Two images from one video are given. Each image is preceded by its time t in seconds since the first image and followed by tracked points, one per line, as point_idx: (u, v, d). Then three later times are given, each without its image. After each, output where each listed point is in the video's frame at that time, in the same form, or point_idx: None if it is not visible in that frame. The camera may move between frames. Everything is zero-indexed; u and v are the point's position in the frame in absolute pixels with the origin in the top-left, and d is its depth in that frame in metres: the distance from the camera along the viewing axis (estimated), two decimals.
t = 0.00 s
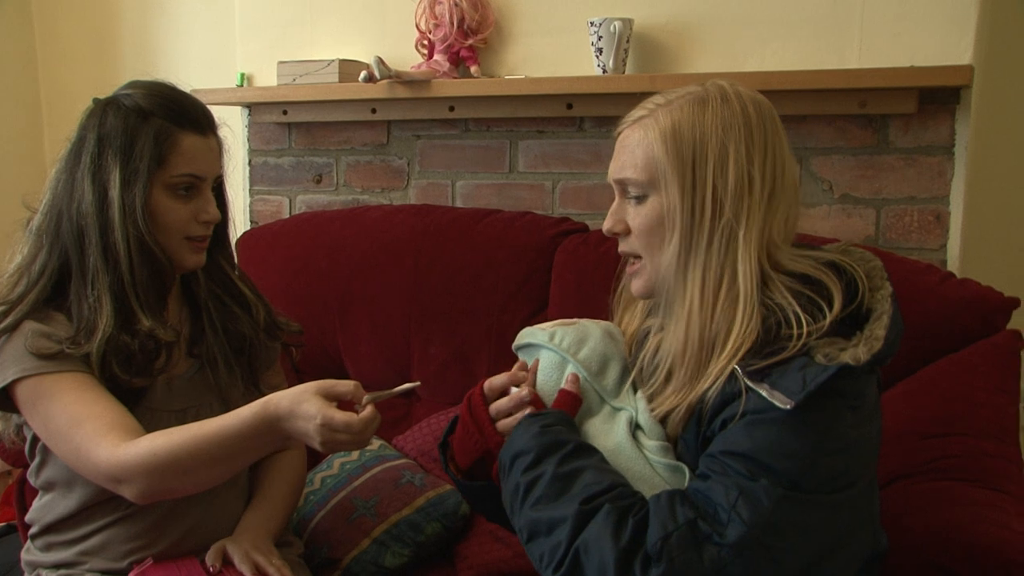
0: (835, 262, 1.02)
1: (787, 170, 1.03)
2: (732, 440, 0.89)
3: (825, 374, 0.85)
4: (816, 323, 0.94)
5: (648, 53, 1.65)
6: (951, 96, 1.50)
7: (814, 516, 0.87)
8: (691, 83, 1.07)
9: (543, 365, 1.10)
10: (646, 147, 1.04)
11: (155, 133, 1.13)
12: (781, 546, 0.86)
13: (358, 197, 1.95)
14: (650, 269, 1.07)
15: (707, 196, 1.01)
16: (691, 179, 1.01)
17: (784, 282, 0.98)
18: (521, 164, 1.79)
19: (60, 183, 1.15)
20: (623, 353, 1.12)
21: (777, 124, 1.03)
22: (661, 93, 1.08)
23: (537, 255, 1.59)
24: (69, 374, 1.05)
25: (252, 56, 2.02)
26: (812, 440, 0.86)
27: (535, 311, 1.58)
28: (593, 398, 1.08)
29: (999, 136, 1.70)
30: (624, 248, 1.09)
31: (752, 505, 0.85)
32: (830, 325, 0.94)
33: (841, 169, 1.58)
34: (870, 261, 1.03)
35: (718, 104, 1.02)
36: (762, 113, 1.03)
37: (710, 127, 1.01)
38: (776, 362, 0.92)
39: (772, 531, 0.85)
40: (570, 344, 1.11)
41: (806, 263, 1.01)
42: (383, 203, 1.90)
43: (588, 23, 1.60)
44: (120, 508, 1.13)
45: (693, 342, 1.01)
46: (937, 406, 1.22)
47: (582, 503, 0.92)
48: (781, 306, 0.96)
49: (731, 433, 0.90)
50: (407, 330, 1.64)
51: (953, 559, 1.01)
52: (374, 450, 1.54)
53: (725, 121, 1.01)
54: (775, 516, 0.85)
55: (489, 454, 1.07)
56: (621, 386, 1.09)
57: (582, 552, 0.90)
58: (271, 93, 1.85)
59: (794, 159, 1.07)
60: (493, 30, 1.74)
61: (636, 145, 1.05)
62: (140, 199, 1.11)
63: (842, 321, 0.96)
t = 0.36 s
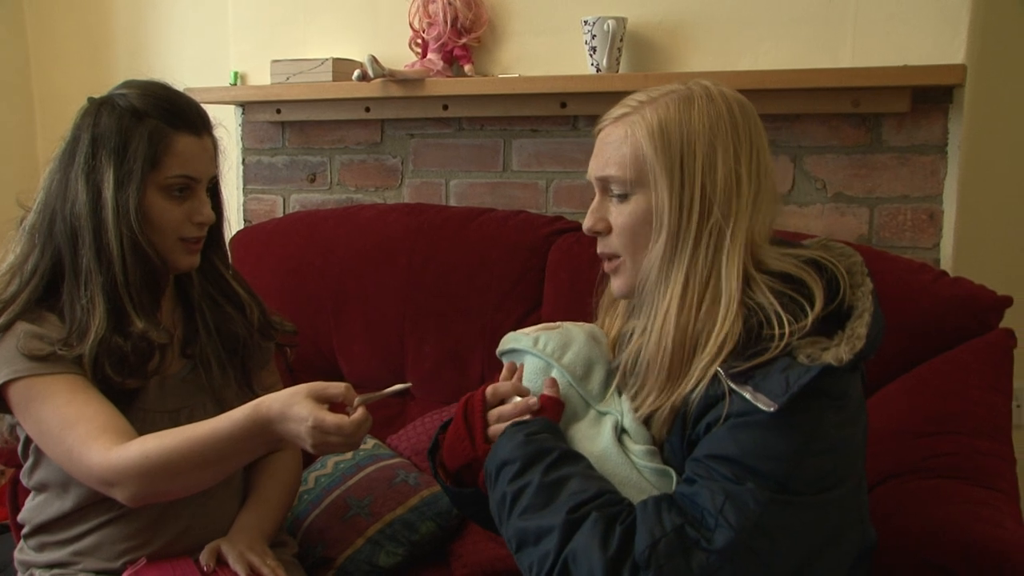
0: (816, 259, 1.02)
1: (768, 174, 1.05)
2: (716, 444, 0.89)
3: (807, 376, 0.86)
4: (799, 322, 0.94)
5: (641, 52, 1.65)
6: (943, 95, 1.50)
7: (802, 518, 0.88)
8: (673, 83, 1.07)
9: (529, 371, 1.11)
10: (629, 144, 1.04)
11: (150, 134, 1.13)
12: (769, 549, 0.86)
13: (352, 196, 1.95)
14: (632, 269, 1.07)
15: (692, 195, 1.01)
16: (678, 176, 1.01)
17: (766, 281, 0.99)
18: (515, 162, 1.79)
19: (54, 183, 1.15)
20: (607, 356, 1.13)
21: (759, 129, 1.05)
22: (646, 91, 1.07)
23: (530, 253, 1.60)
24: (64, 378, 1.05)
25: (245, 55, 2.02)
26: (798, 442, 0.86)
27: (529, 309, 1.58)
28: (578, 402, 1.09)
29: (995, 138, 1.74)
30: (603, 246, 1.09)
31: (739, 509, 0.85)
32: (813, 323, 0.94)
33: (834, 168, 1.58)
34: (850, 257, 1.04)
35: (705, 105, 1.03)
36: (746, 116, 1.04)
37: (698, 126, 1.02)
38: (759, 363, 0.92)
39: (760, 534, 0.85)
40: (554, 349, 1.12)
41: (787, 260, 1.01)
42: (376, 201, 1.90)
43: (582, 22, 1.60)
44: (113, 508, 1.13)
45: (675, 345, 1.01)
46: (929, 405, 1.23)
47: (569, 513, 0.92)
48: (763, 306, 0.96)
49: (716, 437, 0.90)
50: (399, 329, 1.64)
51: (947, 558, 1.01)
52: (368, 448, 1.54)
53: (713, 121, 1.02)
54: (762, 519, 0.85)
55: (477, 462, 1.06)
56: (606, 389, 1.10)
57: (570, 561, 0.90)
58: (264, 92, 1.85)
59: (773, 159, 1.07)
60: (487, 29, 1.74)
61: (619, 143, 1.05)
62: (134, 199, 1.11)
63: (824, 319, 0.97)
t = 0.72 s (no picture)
0: (815, 260, 1.02)
1: (765, 174, 1.03)
2: (716, 445, 0.89)
3: (808, 376, 0.86)
4: (799, 322, 0.94)
5: (641, 53, 1.65)
6: (942, 95, 1.50)
7: (802, 518, 0.88)
8: (671, 84, 1.07)
9: (530, 372, 1.12)
10: (624, 146, 1.04)
11: (148, 138, 1.13)
12: (769, 549, 0.86)
13: (352, 196, 1.95)
14: (628, 273, 1.06)
15: (687, 200, 1.01)
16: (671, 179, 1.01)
17: (762, 285, 0.99)
18: (515, 163, 1.79)
19: (53, 189, 1.15)
20: (607, 357, 1.13)
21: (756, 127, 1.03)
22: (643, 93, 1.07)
23: (530, 254, 1.59)
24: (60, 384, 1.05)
25: (245, 55, 2.02)
26: (798, 442, 0.86)
27: (529, 310, 1.58)
28: (579, 403, 1.09)
29: (996, 138, 1.74)
30: (598, 247, 1.09)
31: (739, 509, 0.85)
32: (813, 324, 0.94)
33: (834, 168, 1.58)
34: (850, 257, 1.03)
35: (699, 108, 1.02)
36: (742, 116, 1.03)
37: (691, 130, 1.01)
38: (759, 364, 0.92)
39: (761, 535, 0.85)
40: (554, 349, 1.12)
41: (787, 262, 1.01)
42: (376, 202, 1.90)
43: (582, 22, 1.60)
44: (111, 510, 1.13)
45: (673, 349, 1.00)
46: (929, 404, 1.23)
47: (570, 514, 0.92)
48: (762, 308, 0.97)
49: (716, 437, 0.90)
50: (399, 330, 1.64)
51: (946, 558, 1.01)
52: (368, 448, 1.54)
53: (706, 124, 1.01)
54: (763, 520, 0.85)
55: (478, 465, 1.06)
56: (606, 390, 1.11)
57: (572, 563, 0.90)
58: (264, 92, 1.85)
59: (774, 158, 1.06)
60: (487, 30, 1.74)
61: (615, 145, 1.05)
62: (134, 203, 1.11)
63: (824, 321, 0.97)
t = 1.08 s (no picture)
0: (821, 261, 1.02)
1: (777, 178, 1.04)
2: (720, 441, 0.89)
3: (811, 373, 0.86)
4: (804, 320, 0.94)
5: (642, 53, 1.65)
6: (943, 95, 1.50)
7: (805, 515, 0.88)
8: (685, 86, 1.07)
9: (533, 371, 1.12)
10: (636, 147, 1.04)
11: (137, 129, 1.13)
12: (772, 545, 0.86)
13: (353, 196, 1.95)
14: (633, 271, 1.07)
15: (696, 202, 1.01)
16: (681, 181, 1.01)
17: (768, 287, 0.99)
18: (515, 163, 1.79)
19: (42, 193, 1.15)
20: (610, 356, 1.14)
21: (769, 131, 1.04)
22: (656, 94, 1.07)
23: (531, 253, 1.59)
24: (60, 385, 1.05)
25: (246, 55, 2.02)
26: (801, 439, 0.87)
27: (529, 309, 1.58)
28: (582, 401, 1.09)
29: (996, 138, 1.74)
30: (606, 246, 1.10)
31: (742, 506, 0.85)
32: (818, 322, 0.94)
33: (835, 168, 1.58)
34: (854, 258, 1.03)
35: (712, 110, 1.02)
36: (755, 120, 1.03)
37: (704, 132, 1.01)
38: (763, 360, 0.92)
39: (763, 531, 0.85)
40: (558, 348, 1.12)
41: (793, 263, 1.01)
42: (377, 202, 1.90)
43: (583, 23, 1.60)
44: (111, 513, 1.13)
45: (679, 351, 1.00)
46: (930, 405, 1.23)
47: (574, 510, 0.92)
48: (766, 307, 0.97)
49: (720, 433, 0.90)
50: (400, 330, 1.64)
51: (947, 558, 1.01)
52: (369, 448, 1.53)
53: (719, 127, 1.01)
54: (766, 516, 0.85)
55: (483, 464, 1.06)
56: (610, 388, 1.11)
57: (574, 558, 0.90)
58: (265, 92, 1.85)
59: (784, 162, 1.06)
60: (487, 30, 1.75)
61: (627, 145, 1.05)
62: (121, 193, 1.11)
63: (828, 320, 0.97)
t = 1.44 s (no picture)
0: (827, 261, 1.01)
1: (786, 180, 1.03)
2: (724, 441, 0.89)
3: (817, 372, 0.86)
4: (811, 321, 0.94)
5: (644, 53, 1.65)
6: (946, 95, 1.50)
7: (809, 514, 0.88)
8: (694, 89, 1.07)
9: (536, 370, 1.12)
10: (644, 152, 1.04)
11: (143, 132, 1.12)
12: (777, 545, 0.86)
13: (355, 196, 1.95)
14: (643, 275, 1.07)
15: (704, 204, 1.01)
16: (689, 185, 1.01)
17: (776, 288, 0.98)
18: (518, 163, 1.79)
19: (49, 193, 1.15)
20: (614, 355, 1.14)
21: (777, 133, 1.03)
22: (664, 96, 1.07)
23: (535, 253, 1.59)
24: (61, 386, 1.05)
25: (249, 56, 2.02)
26: (806, 439, 0.86)
27: (532, 309, 1.58)
28: (586, 401, 1.09)
29: (999, 138, 1.74)
30: (615, 250, 1.09)
31: (748, 506, 0.85)
32: (824, 322, 0.94)
33: (837, 168, 1.58)
34: (860, 257, 1.03)
35: (721, 113, 1.02)
36: (763, 121, 1.03)
37: (712, 135, 1.01)
38: (768, 360, 0.92)
39: (768, 531, 0.85)
40: (561, 347, 1.12)
41: (801, 263, 1.00)
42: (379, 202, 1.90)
43: (586, 23, 1.60)
44: (113, 514, 1.13)
45: (687, 352, 1.00)
46: (933, 405, 1.22)
47: (578, 510, 0.92)
48: (772, 307, 0.96)
49: (725, 433, 0.90)
50: (404, 330, 1.64)
51: (949, 558, 1.01)
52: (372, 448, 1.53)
53: (727, 130, 1.01)
54: (771, 516, 0.85)
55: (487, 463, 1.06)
56: (614, 388, 1.11)
57: (579, 558, 0.89)
58: (268, 93, 1.85)
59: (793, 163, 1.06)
60: (490, 30, 1.75)
61: (635, 149, 1.05)
62: (133, 199, 1.11)
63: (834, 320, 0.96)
